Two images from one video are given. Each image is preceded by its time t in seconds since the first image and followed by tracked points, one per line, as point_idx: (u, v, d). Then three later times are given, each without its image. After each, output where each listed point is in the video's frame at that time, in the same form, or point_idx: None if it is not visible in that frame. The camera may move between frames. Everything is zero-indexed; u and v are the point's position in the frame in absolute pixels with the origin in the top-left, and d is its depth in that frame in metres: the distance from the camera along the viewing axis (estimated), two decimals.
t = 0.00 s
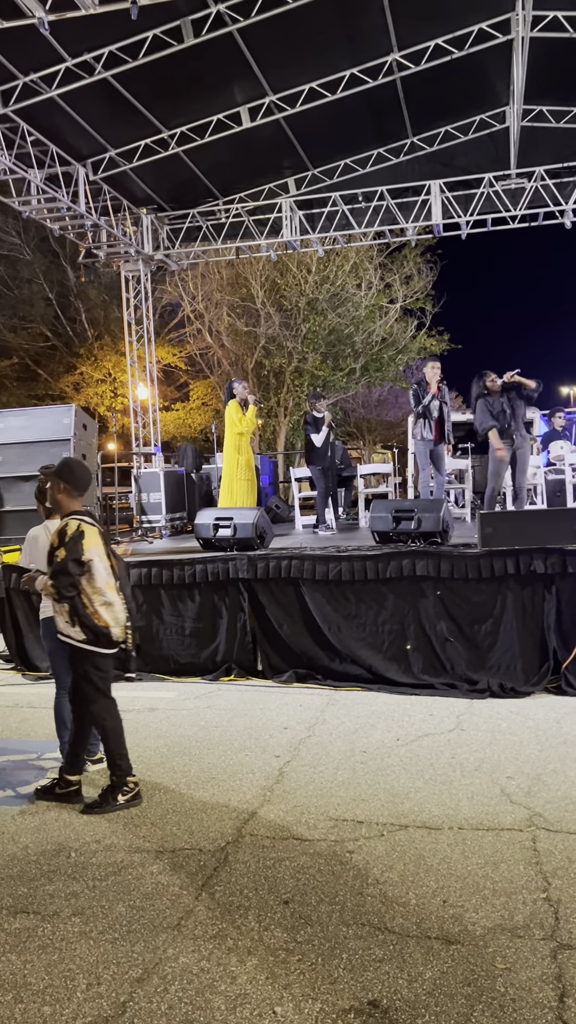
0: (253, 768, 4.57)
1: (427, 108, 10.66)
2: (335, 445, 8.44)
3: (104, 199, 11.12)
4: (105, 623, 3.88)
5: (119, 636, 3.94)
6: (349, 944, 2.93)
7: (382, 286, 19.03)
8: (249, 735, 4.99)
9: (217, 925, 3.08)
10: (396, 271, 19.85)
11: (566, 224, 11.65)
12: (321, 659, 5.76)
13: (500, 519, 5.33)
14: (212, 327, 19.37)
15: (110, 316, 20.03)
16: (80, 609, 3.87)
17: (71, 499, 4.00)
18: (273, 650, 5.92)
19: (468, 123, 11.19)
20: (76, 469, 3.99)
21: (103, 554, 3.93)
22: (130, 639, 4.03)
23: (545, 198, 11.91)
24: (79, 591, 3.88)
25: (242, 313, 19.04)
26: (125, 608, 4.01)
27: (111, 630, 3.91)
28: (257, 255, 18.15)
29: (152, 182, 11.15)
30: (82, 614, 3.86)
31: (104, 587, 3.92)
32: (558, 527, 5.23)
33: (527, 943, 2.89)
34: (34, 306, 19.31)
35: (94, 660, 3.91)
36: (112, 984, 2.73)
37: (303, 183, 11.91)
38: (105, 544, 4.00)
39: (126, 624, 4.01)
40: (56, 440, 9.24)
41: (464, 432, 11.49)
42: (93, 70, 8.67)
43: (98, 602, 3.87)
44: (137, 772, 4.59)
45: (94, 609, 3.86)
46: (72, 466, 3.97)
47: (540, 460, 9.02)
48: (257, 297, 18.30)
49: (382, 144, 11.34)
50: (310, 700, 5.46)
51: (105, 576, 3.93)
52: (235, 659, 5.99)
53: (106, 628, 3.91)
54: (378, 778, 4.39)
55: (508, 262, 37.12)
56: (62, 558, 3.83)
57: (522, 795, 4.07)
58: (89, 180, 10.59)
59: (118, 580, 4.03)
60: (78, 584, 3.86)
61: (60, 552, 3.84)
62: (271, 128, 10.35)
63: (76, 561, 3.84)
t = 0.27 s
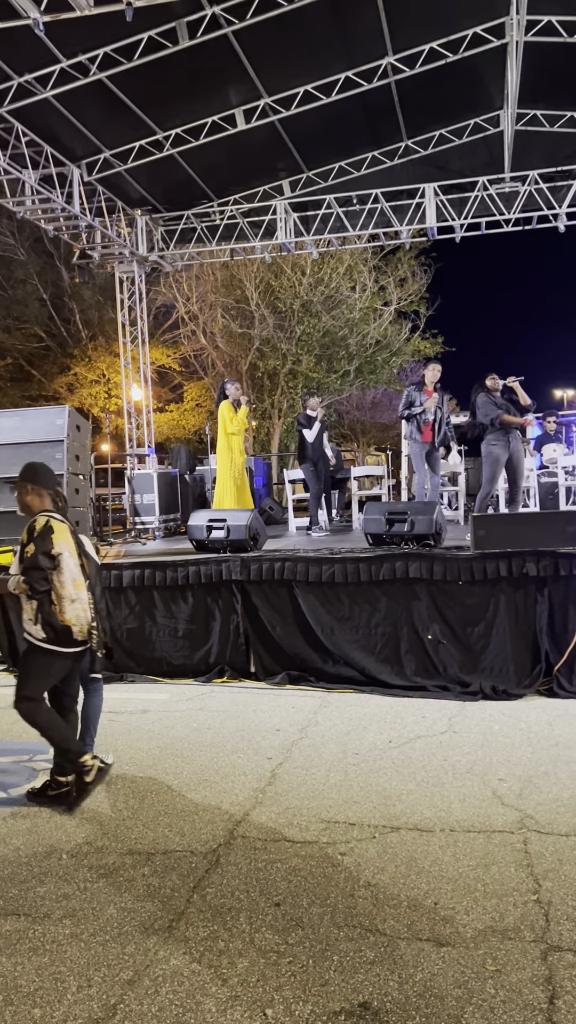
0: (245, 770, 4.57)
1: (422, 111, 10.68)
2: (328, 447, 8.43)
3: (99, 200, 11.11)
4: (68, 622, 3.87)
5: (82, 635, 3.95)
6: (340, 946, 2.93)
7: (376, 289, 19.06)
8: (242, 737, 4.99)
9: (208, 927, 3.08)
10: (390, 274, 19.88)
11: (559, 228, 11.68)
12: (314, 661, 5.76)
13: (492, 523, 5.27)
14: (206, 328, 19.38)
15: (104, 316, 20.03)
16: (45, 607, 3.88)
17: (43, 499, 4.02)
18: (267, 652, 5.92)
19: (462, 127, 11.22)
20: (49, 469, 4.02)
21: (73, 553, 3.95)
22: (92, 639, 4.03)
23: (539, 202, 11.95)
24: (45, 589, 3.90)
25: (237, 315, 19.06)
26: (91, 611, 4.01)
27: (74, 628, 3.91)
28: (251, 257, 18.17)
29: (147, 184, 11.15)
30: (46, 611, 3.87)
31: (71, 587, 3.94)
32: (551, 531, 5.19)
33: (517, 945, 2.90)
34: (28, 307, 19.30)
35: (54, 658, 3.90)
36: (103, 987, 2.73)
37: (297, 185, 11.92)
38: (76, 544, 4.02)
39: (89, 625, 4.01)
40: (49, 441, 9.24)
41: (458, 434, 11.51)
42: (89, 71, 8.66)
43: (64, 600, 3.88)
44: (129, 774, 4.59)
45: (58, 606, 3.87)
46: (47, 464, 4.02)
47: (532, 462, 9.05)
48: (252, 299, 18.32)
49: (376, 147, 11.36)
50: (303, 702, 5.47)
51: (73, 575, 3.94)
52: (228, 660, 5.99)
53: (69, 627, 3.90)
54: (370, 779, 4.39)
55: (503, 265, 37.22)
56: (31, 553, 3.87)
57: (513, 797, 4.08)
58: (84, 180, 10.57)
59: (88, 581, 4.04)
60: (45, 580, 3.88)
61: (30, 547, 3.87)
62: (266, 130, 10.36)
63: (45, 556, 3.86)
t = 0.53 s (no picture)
0: (234, 773, 4.56)
1: (413, 114, 10.70)
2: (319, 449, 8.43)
3: (90, 201, 11.08)
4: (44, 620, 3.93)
5: (57, 634, 4.00)
6: (328, 949, 2.93)
7: (367, 291, 19.09)
8: (231, 740, 4.98)
9: (196, 930, 3.07)
10: (381, 276, 19.90)
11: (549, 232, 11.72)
12: (303, 663, 5.76)
13: (482, 524, 5.32)
14: (197, 330, 19.36)
15: (95, 317, 19.99)
16: (19, 607, 3.91)
17: (14, 500, 4.08)
18: (256, 654, 5.92)
19: (453, 130, 11.25)
20: (21, 471, 4.09)
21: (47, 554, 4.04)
22: (67, 640, 4.07)
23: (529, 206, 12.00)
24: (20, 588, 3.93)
25: (227, 316, 19.05)
26: (65, 611, 4.08)
27: (49, 628, 3.97)
28: (242, 258, 18.18)
29: (138, 185, 11.14)
30: (22, 611, 3.90)
31: (44, 587, 4.02)
32: (539, 534, 5.26)
33: (504, 947, 2.90)
34: (18, 307, 19.25)
35: (29, 657, 3.92)
36: (90, 990, 2.71)
37: (289, 188, 11.93)
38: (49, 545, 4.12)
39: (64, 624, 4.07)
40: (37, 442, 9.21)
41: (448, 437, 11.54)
42: (80, 71, 8.64)
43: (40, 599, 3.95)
44: (117, 777, 4.57)
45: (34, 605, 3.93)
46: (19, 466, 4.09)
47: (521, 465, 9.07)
48: (242, 300, 18.31)
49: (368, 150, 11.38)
50: (292, 704, 5.47)
51: (46, 575, 4.03)
52: (217, 662, 5.98)
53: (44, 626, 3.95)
54: (359, 782, 4.39)
55: (493, 268, 37.36)
56: (6, 552, 3.89)
57: (501, 800, 4.09)
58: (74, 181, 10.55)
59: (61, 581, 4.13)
60: (19, 580, 3.91)
61: (4, 546, 3.90)
62: (258, 132, 10.37)
63: (20, 556, 3.91)
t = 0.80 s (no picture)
0: (219, 775, 4.55)
1: (399, 118, 10.75)
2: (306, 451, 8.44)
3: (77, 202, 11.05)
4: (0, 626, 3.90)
5: (15, 640, 3.97)
6: (312, 952, 2.93)
7: (353, 294, 19.12)
8: (216, 742, 4.97)
9: (180, 933, 3.06)
10: (367, 279, 19.93)
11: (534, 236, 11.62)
12: (289, 665, 5.75)
13: (466, 526, 5.35)
14: (183, 331, 19.32)
15: (81, 317, 19.94)
16: None
17: None
18: (242, 656, 5.91)
19: (439, 135, 11.29)
20: None
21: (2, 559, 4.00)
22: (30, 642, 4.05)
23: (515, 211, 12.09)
24: None
25: (214, 318, 19.03)
26: (26, 615, 4.03)
27: (7, 634, 3.94)
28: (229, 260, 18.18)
29: (125, 186, 11.11)
30: None
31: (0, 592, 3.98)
32: (524, 536, 5.31)
33: (488, 949, 2.91)
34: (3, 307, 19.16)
35: None
36: (74, 993, 2.70)
37: (276, 189, 11.94)
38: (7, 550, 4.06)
39: (28, 627, 4.06)
40: (21, 443, 9.16)
41: (434, 440, 11.58)
42: (66, 71, 8.62)
43: None
44: (103, 779, 4.55)
45: None
46: None
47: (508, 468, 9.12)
48: (229, 302, 18.31)
49: (354, 153, 11.41)
50: (278, 706, 5.46)
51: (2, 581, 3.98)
52: (203, 664, 5.96)
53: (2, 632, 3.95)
54: (344, 784, 4.40)
55: (479, 271, 37.56)
56: None
57: (485, 802, 4.11)
58: (61, 181, 10.49)
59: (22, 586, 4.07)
60: None
61: None
62: (245, 134, 10.38)
63: None
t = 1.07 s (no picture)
0: (199, 778, 4.53)
1: (381, 121, 10.80)
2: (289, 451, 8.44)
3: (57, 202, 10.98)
4: None
5: None
6: (291, 953, 2.92)
7: (336, 296, 19.19)
8: (196, 744, 4.95)
9: (159, 936, 3.05)
10: (350, 282, 19.99)
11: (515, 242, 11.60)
12: (270, 667, 5.74)
13: (448, 529, 5.37)
14: (165, 332, 19.31)
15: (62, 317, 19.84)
16: None
17: None
18: (223, 658, 5.89)
19: (421, 138, 11.36)
20: None
21: None
22: None
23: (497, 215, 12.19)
24: None
25: (197, 318, 18.95)
26: None
27: None
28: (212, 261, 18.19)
29: (107, 186, 11.07)
30: None
31: None
32: (503, 538, 5.35)
33: (466, 949, 2.92)
34: None
35: None
36: (50, 999, 2.67)
37: (258, 191, 11.93)
38: None
39: None
40: None
41: (414, 442, 11.63)
42: (48, 69, 8.58)
43: None
44: (81, 782, 4.52)
45: None
46: None
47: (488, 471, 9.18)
48: (212, 303, 18.31)
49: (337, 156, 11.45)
50: (258, 708, 5.45)
51: None
52: (183, 666, 5.94)
53: None
54: (324, 785, 4.39)
55: (461, 276, 37.87)
56: None
57: (464, 802, 4.12)
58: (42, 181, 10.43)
59: None
60: None
61: None
62: (227, 135, 10.39)
63: None
